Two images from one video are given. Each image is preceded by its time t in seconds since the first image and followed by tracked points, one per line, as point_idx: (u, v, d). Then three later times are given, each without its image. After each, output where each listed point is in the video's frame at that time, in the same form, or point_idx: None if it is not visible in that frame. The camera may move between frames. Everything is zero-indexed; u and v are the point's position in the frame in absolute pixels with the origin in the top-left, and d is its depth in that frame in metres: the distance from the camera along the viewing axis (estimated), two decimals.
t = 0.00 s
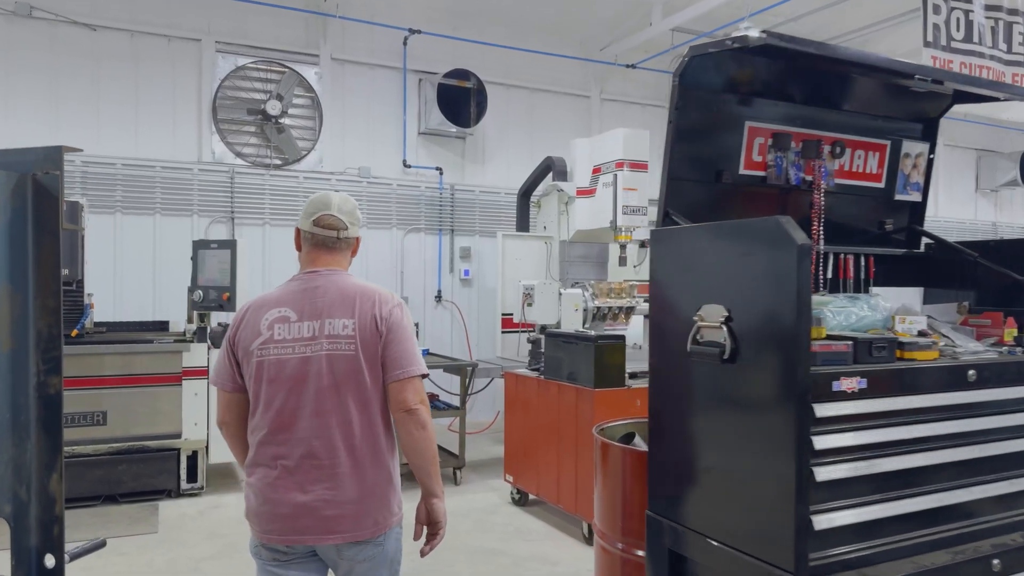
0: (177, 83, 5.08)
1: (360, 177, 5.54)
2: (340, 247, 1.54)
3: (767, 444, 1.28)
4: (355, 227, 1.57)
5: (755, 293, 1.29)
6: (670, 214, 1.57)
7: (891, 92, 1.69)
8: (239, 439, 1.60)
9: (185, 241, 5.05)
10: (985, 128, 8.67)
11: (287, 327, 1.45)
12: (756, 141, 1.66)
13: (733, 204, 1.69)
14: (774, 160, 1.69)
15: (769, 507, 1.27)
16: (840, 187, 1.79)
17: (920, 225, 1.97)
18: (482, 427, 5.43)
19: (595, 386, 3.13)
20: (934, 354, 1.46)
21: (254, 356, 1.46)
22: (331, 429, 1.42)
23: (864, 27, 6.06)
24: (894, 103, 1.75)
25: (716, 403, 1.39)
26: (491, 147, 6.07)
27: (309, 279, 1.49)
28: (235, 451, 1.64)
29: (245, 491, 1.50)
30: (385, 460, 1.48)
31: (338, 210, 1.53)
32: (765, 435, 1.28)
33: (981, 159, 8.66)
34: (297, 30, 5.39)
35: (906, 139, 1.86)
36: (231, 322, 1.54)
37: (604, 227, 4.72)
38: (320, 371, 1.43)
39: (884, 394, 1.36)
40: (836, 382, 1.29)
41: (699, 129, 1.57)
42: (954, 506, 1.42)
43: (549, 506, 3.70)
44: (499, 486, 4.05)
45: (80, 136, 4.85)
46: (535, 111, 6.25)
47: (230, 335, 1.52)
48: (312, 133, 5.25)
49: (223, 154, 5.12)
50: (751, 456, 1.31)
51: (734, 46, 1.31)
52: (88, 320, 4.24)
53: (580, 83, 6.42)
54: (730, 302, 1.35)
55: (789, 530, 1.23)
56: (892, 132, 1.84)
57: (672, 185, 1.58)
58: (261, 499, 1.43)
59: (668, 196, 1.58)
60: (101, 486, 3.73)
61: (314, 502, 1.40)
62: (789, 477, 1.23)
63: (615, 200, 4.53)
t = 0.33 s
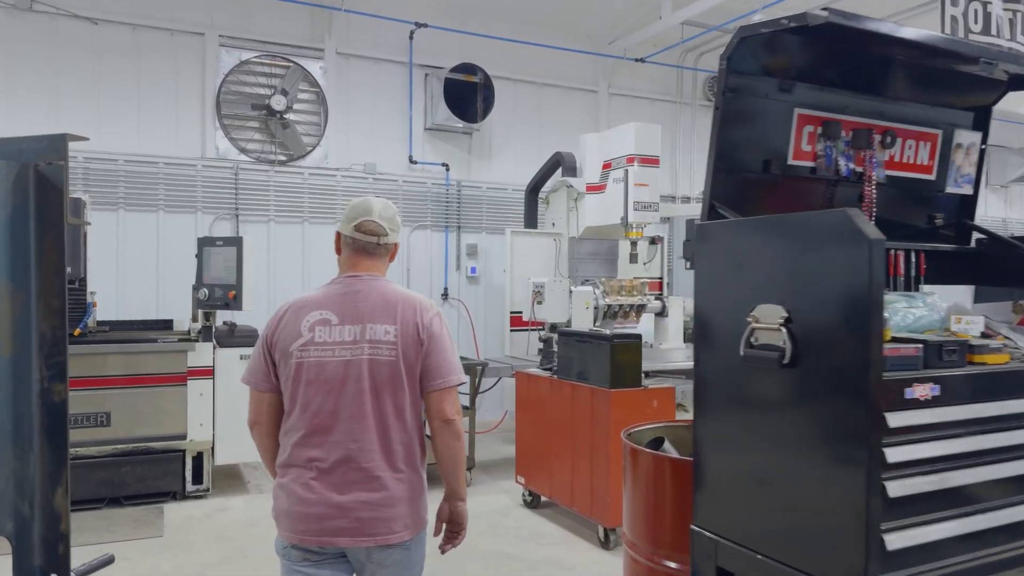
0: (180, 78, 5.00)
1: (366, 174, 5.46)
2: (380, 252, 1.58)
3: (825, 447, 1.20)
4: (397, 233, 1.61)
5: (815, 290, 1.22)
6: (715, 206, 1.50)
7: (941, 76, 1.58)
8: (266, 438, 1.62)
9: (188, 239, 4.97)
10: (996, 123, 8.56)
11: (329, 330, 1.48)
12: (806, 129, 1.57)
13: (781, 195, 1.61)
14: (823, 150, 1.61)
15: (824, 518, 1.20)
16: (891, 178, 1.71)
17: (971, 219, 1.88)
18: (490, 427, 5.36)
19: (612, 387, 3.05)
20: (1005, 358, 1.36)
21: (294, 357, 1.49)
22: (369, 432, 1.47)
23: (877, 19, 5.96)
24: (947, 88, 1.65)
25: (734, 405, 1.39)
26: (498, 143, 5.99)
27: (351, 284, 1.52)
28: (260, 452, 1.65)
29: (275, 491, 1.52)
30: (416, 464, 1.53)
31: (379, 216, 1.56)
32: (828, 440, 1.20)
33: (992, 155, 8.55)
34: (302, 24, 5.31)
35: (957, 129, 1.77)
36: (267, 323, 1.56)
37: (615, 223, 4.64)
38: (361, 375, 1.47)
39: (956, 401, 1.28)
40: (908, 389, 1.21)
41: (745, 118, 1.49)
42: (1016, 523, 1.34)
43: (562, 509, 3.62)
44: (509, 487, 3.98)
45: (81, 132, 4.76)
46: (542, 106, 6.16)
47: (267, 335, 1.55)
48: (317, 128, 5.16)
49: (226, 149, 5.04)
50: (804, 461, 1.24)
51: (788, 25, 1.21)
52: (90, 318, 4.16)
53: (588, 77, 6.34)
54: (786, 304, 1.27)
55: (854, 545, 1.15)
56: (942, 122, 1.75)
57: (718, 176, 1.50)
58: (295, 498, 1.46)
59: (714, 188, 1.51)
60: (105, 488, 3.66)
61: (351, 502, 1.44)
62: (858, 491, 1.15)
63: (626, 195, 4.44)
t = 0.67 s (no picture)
0: (183, 74, 4.92)
1: (371, 171, 5.38)
2: (428, 256, 1.59)
3: (863, 450, 1.06)
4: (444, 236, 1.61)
5: (868, 283, 1.05)
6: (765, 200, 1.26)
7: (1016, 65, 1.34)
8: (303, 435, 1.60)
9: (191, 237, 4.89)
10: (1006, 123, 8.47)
11: (381, 331, 1.49)
12: (859, 118, 1.32)
13: (840, 193, 1.34)
14: (878, 141, 1.35)
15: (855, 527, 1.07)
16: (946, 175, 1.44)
17: None
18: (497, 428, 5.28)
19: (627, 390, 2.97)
20: None
21: (344, 356, 1.48)
22: (416, 433, 1.48)
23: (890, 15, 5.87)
24: (1021, 77, 1.40)
25: (755, 406, 1.25)
26: (505, 140, 5.90)
27: (403, 286, 1.53)
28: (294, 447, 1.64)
29: (314, 490, 1.51)
30: (455, 467, 1.55)
31: (429, 219, 1.57)
32: (866, 443, 1.06)
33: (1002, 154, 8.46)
34: (307, 19, 5.22)
35: (1016, 119, 1.51)
36: (313, 318, 1.55)
37: (626, 222, 4.55)
38: (412, 378, 1.48)
39: None
40: (991, 400, 1.08)
41: (799, 101, 1.24)
42: None
43: (574, 514, 3.54)
44: (519, 491, 3.89)
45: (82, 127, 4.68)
46: (549, 102, 6.07)
47: (314, 331, 1.53)
48: (322, 125, 5.10)
49: (230, 147, 4.96)
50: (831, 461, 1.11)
51: None
52: (91, 317, 4.09)
53: (596, 73, 6.24)
54: (831, 298, 1.10)
55: (892, 559, 1.02)
56: (1004, 111, 1.49)
57: (769, 167, 1.25)
58: (339, 495, 1.45)
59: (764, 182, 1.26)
60: (106, 492, 3.59)
61: (397, 502, 1.44)
62: (903, 501, 1.00)
63: (636, 193, 4.36)
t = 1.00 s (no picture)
0: (182, 70, 4.83)
1: (373, 170, 5.30)
2: (465, 250, 1.69)
3: (890, 456, 0.87)
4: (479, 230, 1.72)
5: (921, 269, 0.84)
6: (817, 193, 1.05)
7: None
8: (337, 420, 1.70)
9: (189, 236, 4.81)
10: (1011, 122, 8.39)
11: (417, 325, 1.57)
12: (910, 102, 1.10)
13: (890, 190, 1.12)
14: (931, 129, 1.13)
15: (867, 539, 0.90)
16: (1006, 168, 1.21)
17: None
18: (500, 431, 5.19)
19: (638, 393, 2.89)
20: None
21: (381, 348, 1.56)
22: (448, 427, 1.57)
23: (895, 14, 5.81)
24: None
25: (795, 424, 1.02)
26: (508, 138, 5.81)
27: (440, 282, 1.62)
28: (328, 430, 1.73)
29: (347, 478, 1.60)
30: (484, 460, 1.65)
31: (465, 212, 1.68)
32: (890, 446, 0.87)
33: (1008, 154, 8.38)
34: (308, 15, 5.14)
35: None
36: (348, 308, 1.62)
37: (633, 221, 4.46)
38: (447, 373, 1.57)
39: None
40: None
41: (851, 80, 1.05)
42: None
43: (582, 520, 3.45)
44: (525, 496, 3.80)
45: (79, 125, 4.59)
46: (554, 100, 5.99)
47: (350, 321, 1.60)
48: (323, 124, 5.06)
49: (230, 145, 4.88)
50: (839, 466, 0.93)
51: None
52: (88, 319, 4.00)
53: (601, 71, 6.16)
54: (881, 292, 0.89)
55: None
56: None
57: (820, 154, 1.05)
58: (373, 485, 1.54)
59: (814, 174, 1.05)
60: (102, 497, 3.50)
61: (428, 496, 1.53)
62: (933, 511, 0.82)
63: (643, 191, 4.29)
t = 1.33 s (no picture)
0: (185, 66, 4.75)
1: (379, 167, 5.21)
2: (492, 244, 1.70)
3: (932, 457, 0.88)
4: (510, 224, 1.72)
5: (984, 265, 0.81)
6: (879, 174, 0.98)
7: None
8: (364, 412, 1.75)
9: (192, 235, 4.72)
10: None
11: (439, 321, 1.58)
12: (982, 75, 1.02)
13: (955, 171, 1.04)
14: (1001, 105, 1.05)
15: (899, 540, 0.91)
16: None
17: None
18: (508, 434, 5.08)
19: (655, 395, 2.79)
20: None
21: (403, 343, 1.59)
22: (467, 427, 1.57)
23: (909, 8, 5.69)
24: None
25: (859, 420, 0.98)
26: (516, 136, 5.70)
27: (466, 277, 1.62)
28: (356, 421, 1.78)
29: (369, 471, 1.65)
30: (508, 462, 1.63)
31: (491, 205, 1.67)
32: (935, 450, 0.87)
33: None
34: (313, 10, 5.04)
35: None
36: (376, 302, 1.66)
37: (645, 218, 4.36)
38: (468, 371, 1.56)
39: None
40: None
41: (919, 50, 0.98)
42: None
43: (595, 527, 3.35)
44: (536, 501, 3.70)
45: (81, 122, 4.52)
46: (562, 97, 5.88)
47: (376, 315, 1.65)
48: (328, 120, 4.96)
49: (233, 143, 4.81)
50: (871, 472, 0.95)
51: None
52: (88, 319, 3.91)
53: (610, 67, 6.06)
54: (936, 289, 0.87)
55: None
56: None
57: (883, 129, 0.98)
58: (391, 479, 1.58)
59: (876, 150, 0.98)
60: (101, 502, 3.41)
61: (444, 495, 1.54)
62: (973, 517, 0.83)
63: (656, 188, 4.18)
